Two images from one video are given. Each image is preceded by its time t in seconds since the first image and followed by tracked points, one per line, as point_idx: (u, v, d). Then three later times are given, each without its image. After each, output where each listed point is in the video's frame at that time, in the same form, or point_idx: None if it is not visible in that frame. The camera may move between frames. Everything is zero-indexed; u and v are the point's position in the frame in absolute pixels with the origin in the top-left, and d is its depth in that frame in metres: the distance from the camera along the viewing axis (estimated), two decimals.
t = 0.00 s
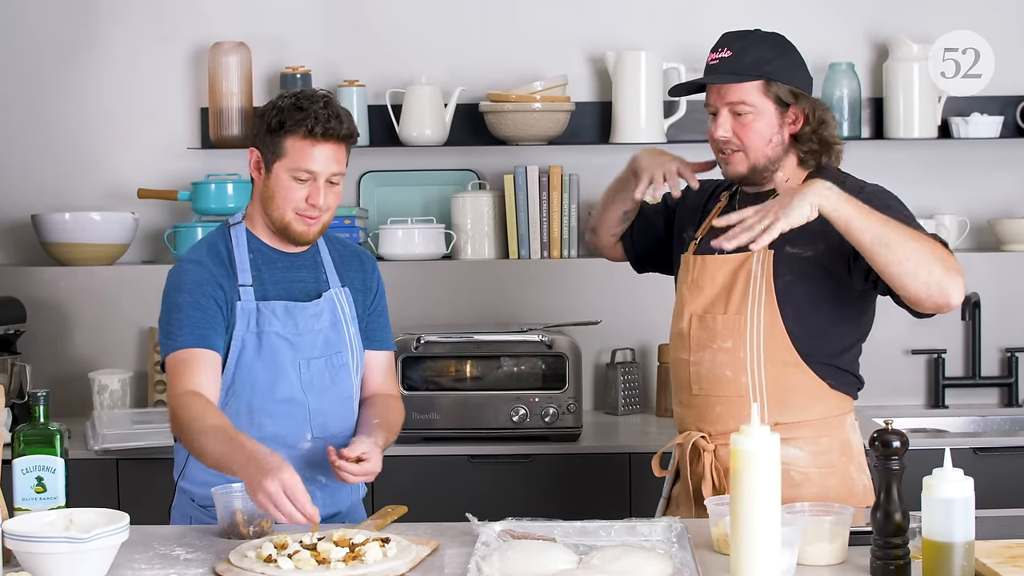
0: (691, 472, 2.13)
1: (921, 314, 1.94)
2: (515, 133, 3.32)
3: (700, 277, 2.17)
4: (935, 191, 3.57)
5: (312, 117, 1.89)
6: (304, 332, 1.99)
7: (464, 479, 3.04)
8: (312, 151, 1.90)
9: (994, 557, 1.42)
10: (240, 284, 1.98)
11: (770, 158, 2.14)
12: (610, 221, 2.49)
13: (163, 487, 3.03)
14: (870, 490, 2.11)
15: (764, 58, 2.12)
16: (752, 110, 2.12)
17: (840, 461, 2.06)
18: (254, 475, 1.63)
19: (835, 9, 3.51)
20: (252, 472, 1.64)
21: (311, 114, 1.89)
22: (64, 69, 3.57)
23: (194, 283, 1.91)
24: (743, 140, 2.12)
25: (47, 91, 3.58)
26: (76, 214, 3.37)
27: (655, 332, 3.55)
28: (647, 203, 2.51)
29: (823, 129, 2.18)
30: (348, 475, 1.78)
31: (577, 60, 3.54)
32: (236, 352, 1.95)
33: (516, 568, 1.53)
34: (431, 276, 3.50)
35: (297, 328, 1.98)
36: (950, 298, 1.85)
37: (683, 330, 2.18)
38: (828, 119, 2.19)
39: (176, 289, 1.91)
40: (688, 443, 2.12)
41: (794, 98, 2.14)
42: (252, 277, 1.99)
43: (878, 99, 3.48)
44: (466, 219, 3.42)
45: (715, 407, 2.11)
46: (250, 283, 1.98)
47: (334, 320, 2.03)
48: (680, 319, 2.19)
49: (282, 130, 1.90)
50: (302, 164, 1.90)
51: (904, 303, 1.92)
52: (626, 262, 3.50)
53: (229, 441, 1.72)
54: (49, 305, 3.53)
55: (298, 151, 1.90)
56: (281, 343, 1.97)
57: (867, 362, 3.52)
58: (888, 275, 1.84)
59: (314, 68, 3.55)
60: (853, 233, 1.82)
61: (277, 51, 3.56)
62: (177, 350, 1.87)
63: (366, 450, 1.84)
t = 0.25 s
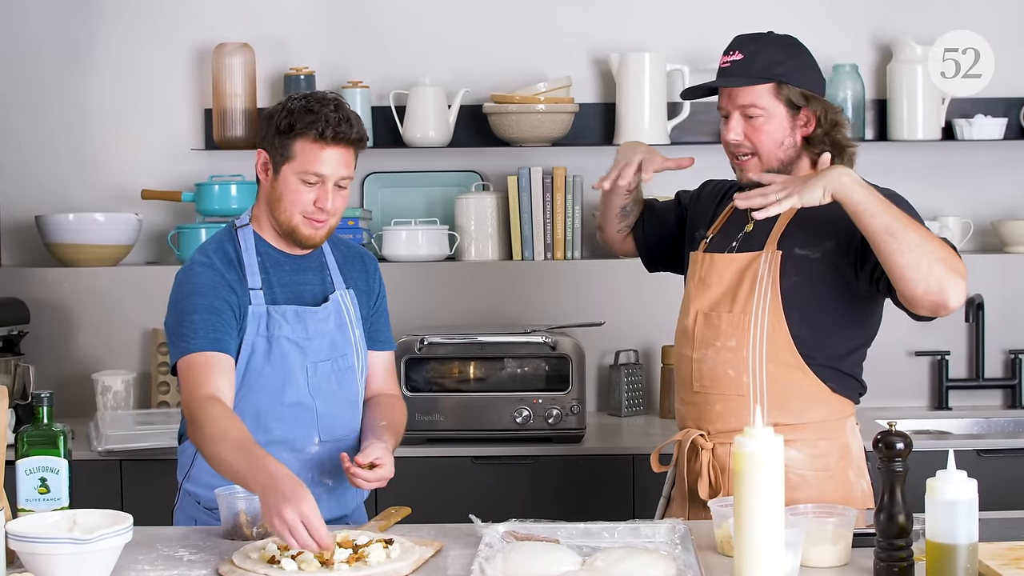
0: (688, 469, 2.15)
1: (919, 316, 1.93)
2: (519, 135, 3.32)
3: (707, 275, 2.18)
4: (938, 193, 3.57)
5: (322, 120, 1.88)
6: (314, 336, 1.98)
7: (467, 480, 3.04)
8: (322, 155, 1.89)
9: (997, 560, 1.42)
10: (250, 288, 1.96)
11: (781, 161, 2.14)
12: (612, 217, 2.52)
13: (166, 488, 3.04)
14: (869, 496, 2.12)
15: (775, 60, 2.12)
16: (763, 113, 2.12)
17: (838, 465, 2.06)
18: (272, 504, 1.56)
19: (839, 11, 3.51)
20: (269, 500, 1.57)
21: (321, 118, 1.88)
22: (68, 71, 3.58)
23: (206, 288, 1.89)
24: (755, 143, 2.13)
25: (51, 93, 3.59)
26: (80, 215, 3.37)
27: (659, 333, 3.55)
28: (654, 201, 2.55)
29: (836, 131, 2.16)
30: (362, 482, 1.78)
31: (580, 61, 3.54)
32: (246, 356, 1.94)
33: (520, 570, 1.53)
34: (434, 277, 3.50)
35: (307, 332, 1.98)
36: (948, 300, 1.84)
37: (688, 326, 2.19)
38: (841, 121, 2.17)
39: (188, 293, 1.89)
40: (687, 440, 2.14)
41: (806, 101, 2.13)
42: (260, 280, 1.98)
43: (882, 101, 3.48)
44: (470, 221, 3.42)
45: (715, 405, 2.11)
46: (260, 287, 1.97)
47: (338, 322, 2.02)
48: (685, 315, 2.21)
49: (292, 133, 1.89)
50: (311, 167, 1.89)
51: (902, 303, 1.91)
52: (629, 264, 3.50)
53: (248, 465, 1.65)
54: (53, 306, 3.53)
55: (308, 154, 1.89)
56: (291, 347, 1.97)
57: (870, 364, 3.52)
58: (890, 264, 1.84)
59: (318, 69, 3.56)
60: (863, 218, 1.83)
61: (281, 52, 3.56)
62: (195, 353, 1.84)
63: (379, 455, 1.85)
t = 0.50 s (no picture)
0: (686, 469, 2.15)
1: (928, 325, 1.93)
2: (520, 135, 3.32)
3: (711, 274, 2.18)
4: (940, 193, 3.57)
5: (329, 122, 1.88)
6: (318, 338, 1.99)
7: (468, 480, 3.04)
8: (328, 157, 1.88)
9: (998, 561, 1.42)
10: (254, 290, 1.96)
11: (790, 167, 2.14)
12: (624, 216, 2.49)
13: (168, 488, 3.04)
14: (866, 498, 2.12)
15: (789, 66, 2.12)
16: (775, 118, 2.12)
17: (837, 467, 2.06)
18: (278, 504, 1.56)
19: (840, 12, 3.51)
20: (274, 500, 1.57)
21: (329, 120, 1.88)
22: (70, 71, 3.58)
23: (210, 290, 1.89)
24: (764, 148, 2.13)
25: (52, 93, 3.59)
26: (81, 215, 3.38)
27: (660, 334, 3.55)
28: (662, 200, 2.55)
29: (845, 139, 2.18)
30: (365, 484, 1.78)
31: (582, 62, 3.54)
32: (249, 358, 1.94)
33: (521, 570, 1.53)
34: (435, 277, 3.50)
35: (311, 335, 1.98)
36: (958, 310, 1.84)
37: (690, 325, 2.19)
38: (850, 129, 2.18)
39: (192, 295, 1.88)
40: (686, 439, 2.14)
41: (818, 108, 2.13)
42: (265, 282, 1.98)
43: (884, 102, 3.48)
44: (471, 221, 3.42)
45: (714, 404, 2.11)
46: (264, 289, 1.97)
47: (341, 324, 2.02)
48: (688, 314, 2.21)
49: (298, 135, 1.89)
50: (317, 170, 1.88)
51: (912, 312, 1.91)
52: (630, 264, 3.50)
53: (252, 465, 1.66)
54: (54, 306, 3.53)
55: (314, 156, 1.88)
56: (295, 350, 1.97)
57: (871, 365, 3.52)
58: (900, 274, 1.84)
59: (320, 70, 3.56)
60: (874, 228, 1.83)
61: (283, 52, 3.56)
62: (197, 356, 1.84)
63: (382, 458, 1.85)
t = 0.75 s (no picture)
0: (684, 465, 2.15)
1: (928, 329, 1.93)
2: (521, 135, 3.32)
3: (713, 271, 2.18)
4: (941, 193, 3.56)
5: (333, 124, 1.88)
6: (319, 340, 1.99)
7: (469, 480, 3.04)
8: (331, 160, 1.88)
9: (1000, 561, 1.42)
10: (256, 291, 1.96)
11: (798, 167, 2.14)
12: (628, 201, 2.53)
13: (168, 488, 3.04)
14: (864, 497, 2.12)
15: (808, 66, 2.12)
16: (787, 117, 2.12)
17: (834, 467, 2.06)
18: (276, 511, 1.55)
19: (841, 11, 3.51)
20: (272, 505, 1.56)
21: (332, 122, 1.88)
22: (71, 72, 3.58)
23: (211, 291, 1.89)
24: (774, 146, 2.13)
25: (54, 94, 3.59)
26: (82, 216, 3.38)
27: (661, 334, 3.55)
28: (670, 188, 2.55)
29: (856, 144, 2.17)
30: (365, 487, 1.77)
31: (583, 62, 3.54)
32: (250, 358, 1.94)
33: (522, 570, 1.53)
34: (436, 277, 3.50)
35: (312, 336, 1.98)
36: (959, 315, 1.84)
37: (691, 321, 2.19)
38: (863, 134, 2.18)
39: (193, 295, 1.88)
40: (682, 436, 2.12)
41: (831, 111, 2.13)
42: (266, 283, 1.98)
43: (885, 102, 3.48)
44: (472, 221, 3.43)
45: (712, 400, 2.11)
46: (265, 290, 1.97)
47: (343, 325, 2.02)
48: (689, 310, 2.21)
49: (301, 136, 1.89)
50: (319, 171, 1.88)
51: (913, 316, 1.91)
52: (631, 264, 3.50)
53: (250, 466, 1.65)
54: (55, 307, 3.54)
55: (317, 158, 1.88)
56: (296, 351, 1.97)
57: (873, 365, 3.51)
58: (903, 276, 1.84)
59: (321, 70, 3.56)
60: (878, 226, 1.82)
61: (284, 53, 3.56)
62: (195, 357, 1.84)
63: (382, 460, 1.85)
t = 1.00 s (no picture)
0: (692, 468, 2.15)
1: (933, 332, 1.93)
2: (524, 136, 3.32)
3: (717, 275, 2.18)
4: (943, 193, 3.56)
5: (338, 126, 1.88)
6: (321, 342, 1.98)
7: (471, 481, 3.04)
8: (337, 162, 1.88)
9: (1004, 561, 1.42)
10: (257, 294, 1.96)
11: (798, 162, 2.14)
12: (629, 198, 2.49)
13: (171, 489, 3.04)
14: (875, 496, 2.10)
15: (808, 62, 2.12)
16: (787, 112, 2.12)
17: (842, 466, 2.06)
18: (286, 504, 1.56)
19: (843, 12, 3.51)
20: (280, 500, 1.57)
21: (338, 123, 1.88)
22: (73, 73, 3.59)
23: (213, 294, 1.89)
24: (774, 141, 2.13)
25: (56, 95, 3.60)
26: (84, 216, 3.38)
27: (664, 334, 3.55)
28: (669, 184, 2.54)
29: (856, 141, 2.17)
30: (367, 489, 1.76)
31: (586, 63, 3.54)
32: (253, 361, 1.94)
33: (525, 571, 1.53)
34: (439, 278, 3.50)
35: (314, 339, 1.98)
36: (963, 317, 1.84)
37: (696, 324, 2.19)
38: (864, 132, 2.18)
39: (194, 300, 1.88)
40: (692, 439, 2.13)
41: (831, 107, 2.13)
42: (268, 286, 1.98)
43: (887, 102, 3.48)
44: (475, 222, 3.42)
45: (718, 403, 2.11)
46: (268, 292, 1.97)
47: (346, 326, 2.02)
48: (693, 313, 2.20)
49: (306, 138, 1.89)
50: (324, 173, 1.88)
51: (917, 318, 1.91)
52: (634, 264, 3.50)
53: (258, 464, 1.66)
54: (58, 307, 3.54)
55: (322, 160, 1.88)
56: (298, 354, 1.96)
57: (876, 365, 3.51)
58: (907, 279, 1.83)
59: (323, 70, 3.56)
60: (881, 230, 1.82)
61: (286, 53, 3.56)
62: (195, 363, 1.83)
63: (385, 461, 1.85)
